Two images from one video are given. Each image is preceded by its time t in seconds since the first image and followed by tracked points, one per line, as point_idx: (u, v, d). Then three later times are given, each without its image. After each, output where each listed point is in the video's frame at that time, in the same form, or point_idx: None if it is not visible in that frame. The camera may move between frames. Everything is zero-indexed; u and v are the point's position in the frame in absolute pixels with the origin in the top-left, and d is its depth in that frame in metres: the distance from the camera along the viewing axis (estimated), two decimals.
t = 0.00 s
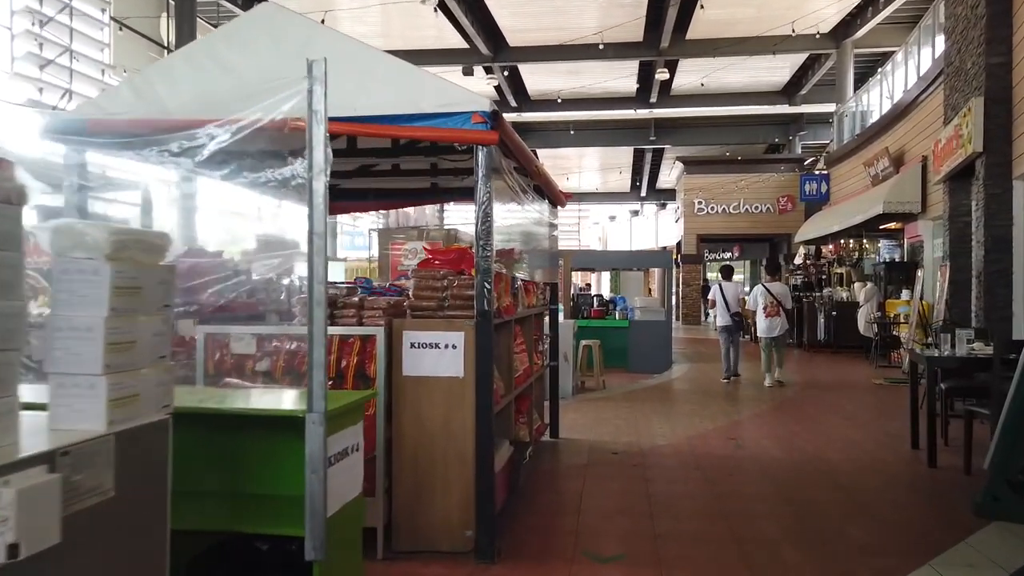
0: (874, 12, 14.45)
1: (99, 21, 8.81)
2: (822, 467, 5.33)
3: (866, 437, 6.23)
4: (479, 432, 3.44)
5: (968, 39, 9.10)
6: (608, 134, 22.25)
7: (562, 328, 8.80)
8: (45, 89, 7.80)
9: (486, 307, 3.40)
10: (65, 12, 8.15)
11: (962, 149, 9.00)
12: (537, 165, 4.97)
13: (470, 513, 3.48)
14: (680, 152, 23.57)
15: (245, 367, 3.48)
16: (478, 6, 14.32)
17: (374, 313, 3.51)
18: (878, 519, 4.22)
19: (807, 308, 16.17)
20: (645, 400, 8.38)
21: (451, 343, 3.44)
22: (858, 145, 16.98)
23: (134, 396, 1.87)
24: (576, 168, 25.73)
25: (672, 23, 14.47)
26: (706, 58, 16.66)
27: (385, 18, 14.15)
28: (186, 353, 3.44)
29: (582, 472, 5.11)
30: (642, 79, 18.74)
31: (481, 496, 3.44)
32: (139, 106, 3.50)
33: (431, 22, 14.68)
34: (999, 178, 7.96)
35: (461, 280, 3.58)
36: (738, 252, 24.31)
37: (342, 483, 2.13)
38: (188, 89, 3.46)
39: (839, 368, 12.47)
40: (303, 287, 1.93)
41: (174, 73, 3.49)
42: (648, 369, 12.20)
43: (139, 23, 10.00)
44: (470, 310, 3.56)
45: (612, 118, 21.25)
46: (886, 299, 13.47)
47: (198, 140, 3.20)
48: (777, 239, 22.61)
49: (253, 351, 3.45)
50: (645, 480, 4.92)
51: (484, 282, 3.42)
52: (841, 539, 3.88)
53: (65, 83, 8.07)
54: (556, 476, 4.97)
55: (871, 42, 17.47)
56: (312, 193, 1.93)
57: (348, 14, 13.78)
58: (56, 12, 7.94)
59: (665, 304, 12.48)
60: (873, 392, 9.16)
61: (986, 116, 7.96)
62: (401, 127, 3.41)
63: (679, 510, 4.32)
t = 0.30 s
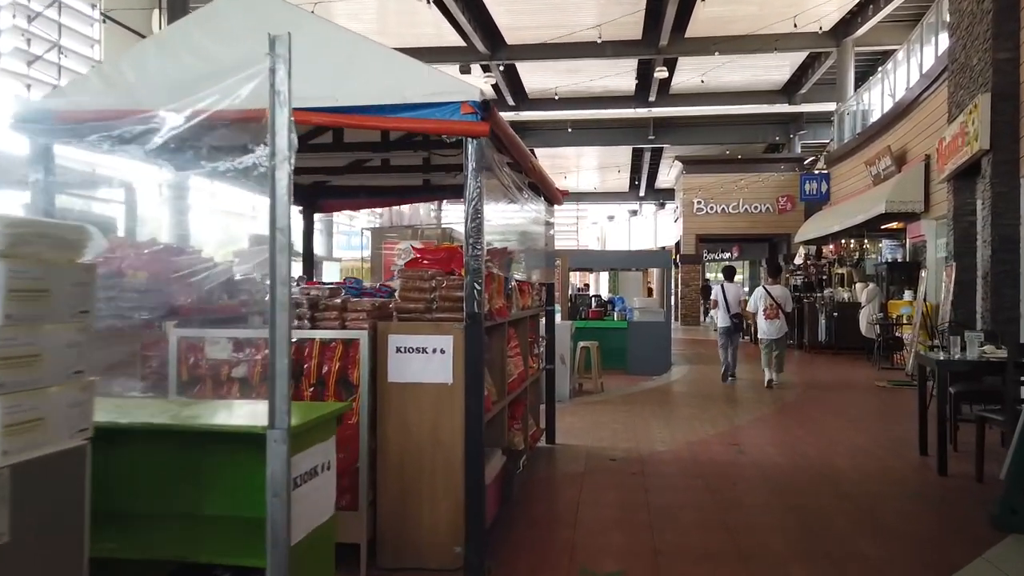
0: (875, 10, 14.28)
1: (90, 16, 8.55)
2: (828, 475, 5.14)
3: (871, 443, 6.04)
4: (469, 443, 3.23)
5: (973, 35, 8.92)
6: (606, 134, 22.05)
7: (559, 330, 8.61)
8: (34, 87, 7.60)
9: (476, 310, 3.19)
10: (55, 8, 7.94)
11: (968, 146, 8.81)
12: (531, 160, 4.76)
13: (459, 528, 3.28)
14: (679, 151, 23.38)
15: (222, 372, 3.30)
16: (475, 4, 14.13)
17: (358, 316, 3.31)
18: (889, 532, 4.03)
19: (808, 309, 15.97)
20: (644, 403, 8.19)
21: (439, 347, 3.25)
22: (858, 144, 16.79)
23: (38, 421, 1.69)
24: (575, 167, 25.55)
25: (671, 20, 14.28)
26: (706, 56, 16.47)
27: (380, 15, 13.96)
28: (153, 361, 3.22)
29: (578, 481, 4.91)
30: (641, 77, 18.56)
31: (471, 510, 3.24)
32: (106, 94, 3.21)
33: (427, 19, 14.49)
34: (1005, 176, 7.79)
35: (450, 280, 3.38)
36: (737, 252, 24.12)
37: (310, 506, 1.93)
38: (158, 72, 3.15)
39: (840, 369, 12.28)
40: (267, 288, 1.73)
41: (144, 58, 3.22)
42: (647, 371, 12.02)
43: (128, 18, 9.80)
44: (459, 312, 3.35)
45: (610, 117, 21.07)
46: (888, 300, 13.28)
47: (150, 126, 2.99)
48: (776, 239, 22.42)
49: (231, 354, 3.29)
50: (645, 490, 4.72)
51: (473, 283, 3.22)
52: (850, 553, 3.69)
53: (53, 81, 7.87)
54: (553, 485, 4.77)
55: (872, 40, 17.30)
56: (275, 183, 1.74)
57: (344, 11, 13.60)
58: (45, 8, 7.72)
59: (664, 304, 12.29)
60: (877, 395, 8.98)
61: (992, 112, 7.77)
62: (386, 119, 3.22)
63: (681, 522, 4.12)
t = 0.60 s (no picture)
0: (873, 7, 14.14)
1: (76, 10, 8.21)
2: (830, 482, 4.95)
3: (873, 448, 5.85)
4: (451, 451, 3.03)
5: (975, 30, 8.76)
6: (602, 132, 21.87)
7: (552, 330, 8.42)
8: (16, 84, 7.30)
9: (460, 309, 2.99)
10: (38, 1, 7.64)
11: (970, 143, 8.64)
12: (521, 153, 4.54)
13: (442, 542, 3.07)
14: (675, 150, 23.23)
15: (186, 376, 3.06)
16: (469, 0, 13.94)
17: (333, 316, 3.09)
18: (897, 543, 3.83)
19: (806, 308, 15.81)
20: (640, 405, 8.00)
21: (419, 349, 3.04)
22: (856, 142, 16.63)
23: None
24: (571, 166, 25.36)
25: (668, 17, 14.09)
26: (702, 54, 16.29)
27: (372, 11, 13.77)
28: (87, 367, 2.66)
29: (571, 488, 4.70)
30: (637, 75, 18.38)
31: (454, 523, 3.03)
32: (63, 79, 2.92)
33: (420, 15, 14.28)
34: (1009, 173, 7.62)
35: (432, 278, 3.17)
36: (733, 251, 23.97)
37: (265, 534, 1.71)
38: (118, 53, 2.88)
39: (839, 369, 12.10)
40: (210, 286, 1.54)
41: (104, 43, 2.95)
42: (644, 371, 11.83)
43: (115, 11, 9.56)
44: (442, 311, 3.14)
45: (606, 116, 20.88)
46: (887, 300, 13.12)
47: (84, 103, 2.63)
48: (773, 239, 22.28)
49: (198, 358, 3.06)
50: (640, 498, 4.52)
51: (457, 281, 3.01)
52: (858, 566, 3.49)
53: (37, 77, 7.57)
54: (545, 493, 4.58)
55: (870, 38, 17.15)
56: (219, 165, 1.55)
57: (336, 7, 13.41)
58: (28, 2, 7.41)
59: (660, 304, 12.12)
60: (877, 396, 8.80)
61: (995, 108, 7.60)
62: (363, 106, 3.02)
63: (679, 533, 3.92)
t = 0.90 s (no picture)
0: (872, 5, 13.99)
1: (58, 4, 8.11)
2: (833, 489, 4.78)
3: (876, 454, 5.67)
4: (434, 462, 2.85)
5: (978, 27, 8.58)
6: (600, 132, 21.67)
7: (545, 331, 8.26)
8: None
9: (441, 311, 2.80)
10: None
11: (973, 140, 8.46)
12: (513, 148, 4.35)
13: (422, 559, 2.89)
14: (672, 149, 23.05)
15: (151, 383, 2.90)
16: None
17: (307, 318, 2.90)
18: (906, 557, 3.64)
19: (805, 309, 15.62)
20: (636, 408, 7.81)
21: (398, 353, 2.85)
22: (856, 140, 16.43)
23: None
24: (567, 166, 25.16)
25: (665, 15, 13.91)
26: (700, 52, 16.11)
27: (365, 8, 13.56)
28: None
29: (564, 497, 4.52)
30: (634, 74, 18.20)
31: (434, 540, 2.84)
32: None
33: (415, 12, 14.08)
34: (1013, 171, 7.45)
35: (414, 277, 2.97)
36: (731, 251, 23.80)
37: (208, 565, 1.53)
38: None
39: (838, 371, 11.92)
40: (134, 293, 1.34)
41: None
42: (640, 373, 11.68)
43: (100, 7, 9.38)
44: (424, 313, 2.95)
45: (603, 115, 20.69)
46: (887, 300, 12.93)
47: None
48: (771, 239, 22.12)
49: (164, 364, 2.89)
50: (636, 507, 4.33)
51: (438, 280, 2.82)
52: None
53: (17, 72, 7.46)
54: (536, 501, 4.40)
55: (869, 37, 16.98)
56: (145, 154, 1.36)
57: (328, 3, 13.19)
58: None
59: (657, 305, 11.94)
60: (878, 398, 8.64)
61: (999, 104, 7.43)
62: (338, 94, 2.83)
63: (676, 545, 3.73)
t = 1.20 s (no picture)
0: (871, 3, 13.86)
1: None
2: (837, 501, 4.57)
3: (881, 462, 5.46)
4: (409, 480, 2.63)
5: (983, 21, 8.39)
6: (597, 132, 21.44)
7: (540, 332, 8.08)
8: None
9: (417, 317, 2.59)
10: None
11: (977, 137, 8.26)
12: (500, 142, 4.13)
13: None
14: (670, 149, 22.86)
15: (103, 395, 2.69)
16: None
17: (272, 325, 2.68)
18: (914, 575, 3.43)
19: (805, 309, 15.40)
20: (632, 412, 7.61)
21: (370, 362, 2.64)
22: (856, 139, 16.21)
23: None
24: (564, 165, 24.95)
25: (663, 12, 13.70)
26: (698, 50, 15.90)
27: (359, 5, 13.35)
28: None
29: (555, 509, 4.31)
30: (632, 72, 17.98)
31: (409, 566, 2.62)
32: None
33: (409, 10, 13.86)
34: (1019, 169, 7.25)
35: (389, 281, 2.75)
36: (729, 251, 23.58)
37: None
38: None
39: (838, 373, 11.73)
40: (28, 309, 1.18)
41: None
42: (637, 376, 11.52)
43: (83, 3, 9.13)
44: (398, 319, 2.72)
45: (600, 114, 20.47)
46: (889, 301, 12.71)
47: None
48: (770, 239, 21.91)
49: (117, 375, 2.68)
50: (630, 521, 4.12)
51: (413, 284, 2.60)
52: None
53: None
54: (526, 514, 4.19)
55: (868, 34, 16.77)
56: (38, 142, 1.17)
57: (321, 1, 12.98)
58: None
59: (655, 306, 11.73)
60: (880, 402, 8.45)
61: (1004, 100, 7.24)
62: (306, 83, 2.61)
63: (671, 563, 3.52)
